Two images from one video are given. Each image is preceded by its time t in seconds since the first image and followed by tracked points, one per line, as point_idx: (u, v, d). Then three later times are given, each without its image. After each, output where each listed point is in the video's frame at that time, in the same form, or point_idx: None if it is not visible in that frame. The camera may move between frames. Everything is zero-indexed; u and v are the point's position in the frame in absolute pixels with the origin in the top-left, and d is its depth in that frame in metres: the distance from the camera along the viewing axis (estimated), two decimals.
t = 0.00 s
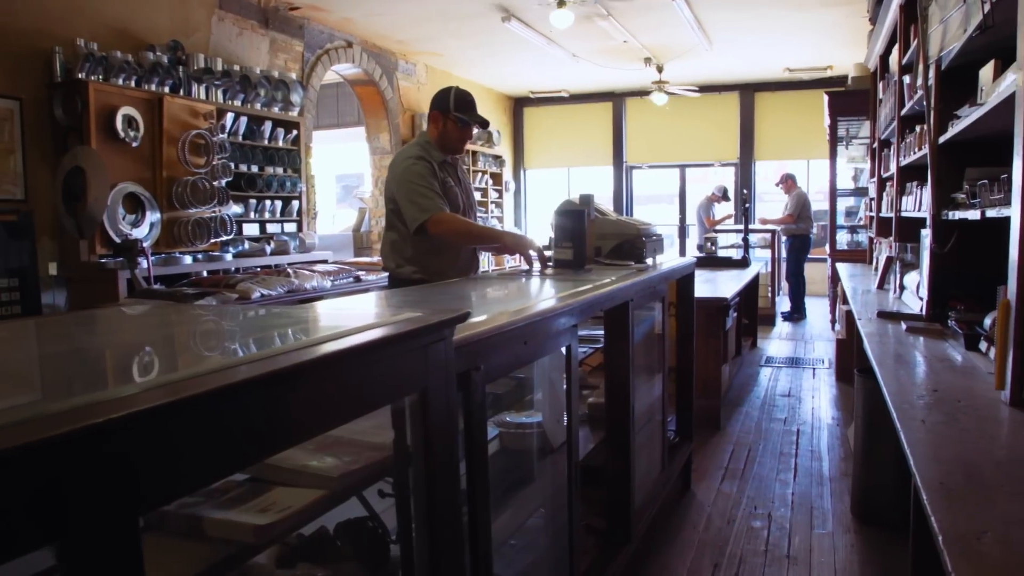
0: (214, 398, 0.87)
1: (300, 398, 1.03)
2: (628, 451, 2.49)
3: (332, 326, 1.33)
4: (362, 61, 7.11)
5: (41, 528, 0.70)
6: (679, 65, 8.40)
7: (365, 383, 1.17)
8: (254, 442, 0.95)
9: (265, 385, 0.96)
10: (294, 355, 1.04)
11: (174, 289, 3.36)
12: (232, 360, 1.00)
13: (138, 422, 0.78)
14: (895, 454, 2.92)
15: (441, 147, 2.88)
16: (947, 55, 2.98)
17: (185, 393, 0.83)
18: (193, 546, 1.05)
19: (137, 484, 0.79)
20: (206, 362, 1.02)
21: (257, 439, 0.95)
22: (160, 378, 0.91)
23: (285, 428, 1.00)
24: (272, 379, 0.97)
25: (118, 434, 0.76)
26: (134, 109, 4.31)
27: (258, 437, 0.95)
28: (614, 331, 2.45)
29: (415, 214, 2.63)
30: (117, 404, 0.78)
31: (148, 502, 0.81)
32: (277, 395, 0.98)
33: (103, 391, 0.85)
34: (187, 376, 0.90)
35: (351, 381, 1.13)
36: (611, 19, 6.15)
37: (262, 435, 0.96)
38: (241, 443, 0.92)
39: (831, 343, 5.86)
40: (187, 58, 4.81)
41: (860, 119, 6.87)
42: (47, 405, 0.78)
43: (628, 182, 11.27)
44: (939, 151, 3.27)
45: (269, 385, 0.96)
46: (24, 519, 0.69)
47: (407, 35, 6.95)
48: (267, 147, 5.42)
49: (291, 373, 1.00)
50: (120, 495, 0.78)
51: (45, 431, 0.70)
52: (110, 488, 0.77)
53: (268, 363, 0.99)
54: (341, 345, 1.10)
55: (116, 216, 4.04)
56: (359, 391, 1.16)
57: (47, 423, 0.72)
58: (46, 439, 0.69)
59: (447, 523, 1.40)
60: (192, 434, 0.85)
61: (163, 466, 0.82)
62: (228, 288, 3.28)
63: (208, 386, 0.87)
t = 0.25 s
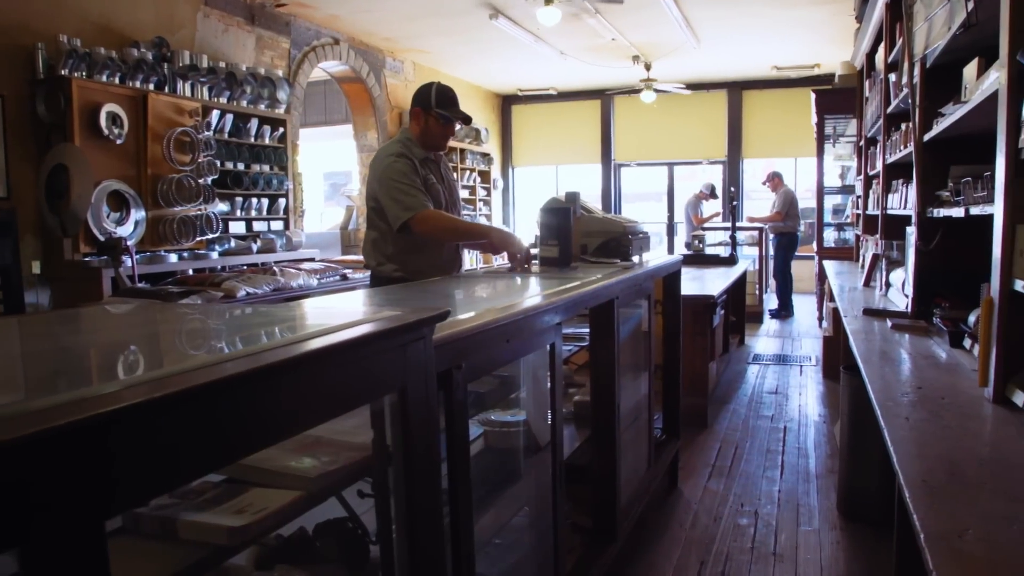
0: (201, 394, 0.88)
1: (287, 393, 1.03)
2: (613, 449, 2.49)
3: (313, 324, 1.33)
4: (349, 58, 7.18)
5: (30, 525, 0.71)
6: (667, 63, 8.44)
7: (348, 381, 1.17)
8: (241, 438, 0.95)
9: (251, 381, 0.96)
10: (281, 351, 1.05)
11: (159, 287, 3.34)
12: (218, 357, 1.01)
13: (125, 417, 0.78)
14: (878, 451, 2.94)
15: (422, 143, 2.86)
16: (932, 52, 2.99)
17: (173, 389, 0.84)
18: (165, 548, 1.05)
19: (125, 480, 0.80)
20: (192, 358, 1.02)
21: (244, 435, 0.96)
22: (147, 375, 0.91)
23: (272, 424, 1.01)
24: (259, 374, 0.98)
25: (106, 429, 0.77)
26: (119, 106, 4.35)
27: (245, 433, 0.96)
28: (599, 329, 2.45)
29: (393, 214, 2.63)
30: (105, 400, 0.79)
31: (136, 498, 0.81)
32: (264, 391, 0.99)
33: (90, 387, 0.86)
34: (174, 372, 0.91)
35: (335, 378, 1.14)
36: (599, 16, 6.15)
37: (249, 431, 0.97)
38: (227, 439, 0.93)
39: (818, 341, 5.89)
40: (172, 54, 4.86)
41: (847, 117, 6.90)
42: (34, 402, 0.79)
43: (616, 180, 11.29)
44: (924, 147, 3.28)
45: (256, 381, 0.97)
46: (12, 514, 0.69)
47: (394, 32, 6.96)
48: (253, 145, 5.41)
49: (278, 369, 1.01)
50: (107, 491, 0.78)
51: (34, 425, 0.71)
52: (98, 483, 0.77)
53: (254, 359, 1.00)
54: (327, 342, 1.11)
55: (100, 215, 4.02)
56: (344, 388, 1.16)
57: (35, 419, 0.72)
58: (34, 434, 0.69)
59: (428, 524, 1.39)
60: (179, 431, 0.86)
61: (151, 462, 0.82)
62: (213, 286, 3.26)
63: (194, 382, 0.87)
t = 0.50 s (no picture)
0: (185, 391, 0.88)
1: (273, 389, 1.04)
2: (598, 447, 2.49)
3: (296, 321, 1.34)
4: (336, 55, 7.21)
5: (12, 520, 0.71)
6: (653, 61, 8.49)
7: (330, 375, 1.17)
8: (227, 433, 0.96)
9: (237, 377, 0.97)
10: (266, 348, 1.06)
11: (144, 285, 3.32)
12: (202, 354, 1.01)
13: (111, 412, 0.79)
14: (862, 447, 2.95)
15: (405, 140, 2.86)
16: (916, 50, 3.01)
17: (157, 386, 0.85)
18: (137, 550, 1.04)
19: (112, 475, 0.80)
20: (176, 355, 1.03)
21: (231, 430, 0.97)
22: (132, 371, 0.92)
23: (258, 418, 1.01)
24: (245, 369, 0.98)
25: (91, 426, 0.77)
26: (102, 103, 4.37)
27: (232, 427, 0.97)
28: (584, 326, 2.45)
29: (373, 209, 2.63)
30: (89, 396, 0.80)
31: (122, 492, 0.82)
32: (249, 386, 1.00)
33: (75, 384, 0.86)
34: (159, 369, 0.92)
35: (318, 374, 1.14)
36: (586, 14, 6.16)
37: (236, 426, 0.98)
38: (213, 434, 0.94)
39: (805, 337, 5.92)
40: (156, 51, 4.88)
41: (834, 116, 6.92)
42: (19, 398, 0.79)
43: (604, 177, 11.31)
44: (909, 146, 3.33)
45: (241, 377, 0.98)
46: None
47: (380, 29, 6.97)
48: (239, 143, 5.46)
49: (263, 365, 1.01)
50: (94, 486, 0.79)
51: (17, 422, 0.71)
52: (85, 477, 0.78)
53: (241, 355, 1.01)
54: (311, 339, 1.11)
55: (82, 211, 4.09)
56: (329, 384, 1.17)
57: (18, 415, 0.73)
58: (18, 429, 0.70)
59: (406, 523, 1.38)
60: (165, 426, 0.86)
61: (136, 456, 0.83)
62: (198, 284, 3.25)
63: (179, 378, 0.88)
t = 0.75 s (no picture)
0: (169, 387, 0.89)
1: (258, 386, 1.05)
2: (582, 445, 2.49)
3: (282, 318, 1.33)
4: (322, 52, 7.19)
5: None
6: (640, 59, 8.52)
7: (314, 372, 1.17)
8: (211, 430, 0.97)
9: (223, 373, 0.98)
10: (252, 344, 1.06)
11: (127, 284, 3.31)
12: (187, 350, 1.02)
13: (93, 408, 0.80)
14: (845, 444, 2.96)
15: (386, 138, 2.86)
16: (899, 49, 3.02)
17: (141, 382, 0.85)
18: (108, 554, 1.03)
19: (94, 471, 0.81)
20: (160, 352, 1.03)
21: (214, 427, 0.97)
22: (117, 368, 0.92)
23: (242, 415, 1.02)
24: (230, 366, 0.99)
25: (76, 422, 0.78)
26: (85, 99, 4.38)
27: (216, 425, 0.97)
28: (568, 325, 2.45)
29: (355, 206, 2.63)
30: (73, 393, 0.80)
31: (105, 488, 0.83)
32: (235, 383, 1.00)
33: (59, 380, 0.86)
34: (144, 365, 0.92)
35: (302, 371, 1.14)
36: (573, 11, 6.17)
37: (220, 423, 0.98)
38: (197, 431, 0.94)
39: (791, 335, 5.95)
40: (140, 47, 4.93)
41: (820, 113, 6.95)
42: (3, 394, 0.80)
43: (591, 175, 11.31)
44: (894, 144, 3.34)
45: (226, 373, 0.98)
46: None
47: (366, 26, 6.98)
48: (224, 140, 5.48)
49: (249, 361, 1.02)
50: (76, 482, 0.79)
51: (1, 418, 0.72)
52: (67, 473, 0.78)
53: (227, 351, 1.01)
54: (295, 336, 1.12)
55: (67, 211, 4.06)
56: (312, 381, 1.17)
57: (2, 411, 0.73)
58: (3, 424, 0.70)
59: (383, 523, 1.38)
60: (148, 422, 0.87)
61: (119, 452, 0.84)
62: (181, 283, 3.23)
63: (162, 374, 0.89)
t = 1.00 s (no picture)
0: (149, 383, 0.90)
1: (239, 384, 1.05)
2: (567, 444, 2.48)
3: (267, 314, 1.33)
4: (307, 49, 7.16)
5: None
6: (626, 57, 8.54)
7: (297, 370, 1.17)
8: (190, 428, 0.97)
9: (205, 369, 0.98)
10: (237, 340, 1.07)
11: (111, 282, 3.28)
12: (171, 346, 1.02)
13: (69, 406, 0.80)
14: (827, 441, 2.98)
15: (368, 135, 2.86)
16: (884, 46, 3.02)
17: (119, 380, 0.86)
18: (80, 557, 1.02)
19: (68, 468, 0.81)
20: (144, 348, 1.03)
21: (196, 424, 0.98)
22: (99, 364, 0.93)
23: (222, 413, 1.02)
24: (212, 363, 0.99)
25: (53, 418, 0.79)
26: (66, 96, 4.39)
27: (195, 422, 0.98)
28: (553, 322, 2.44)
29: (331, 207, 2.69)
30: (53, 390, 0.81)
31: (79, 486, 0.83)
32: (217, 379, 1.01)
33: (41, 375, 0.87)
34: (126, 362, 0.93)
35: (284, 367, 1.15)
36: (560, 9, 6.17)
37: (199, 421, 0.99)
38: (175, 430, 0.95)
39: (777, 332, 5.97)
40: (123, 44, 4.93)
41: (806, 111, 6.98)
42: None
43: (578, 173, 11.31)
44: (878, 141, 3.36)
45: (209, 369, 0.99)
46: None
47: (351, 23, 6.96)
48: (208, 138, 5.49)
49: (232, 358, 1.03)
50: (50, 479, 0.80)
51: None
52: (42, 469, 0.79)
53: (210, 347, 1.02)
54: (279, 333, 1.12)
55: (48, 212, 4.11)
56: (294, 377, 1.17)
57: None
58: None
59: (362, 524, 1.37)
60: (123, 420, 0.87)
61: (94, 448, 0.84)
62: (165, 282, 3.21)
63: (143, 372, 0.89)
